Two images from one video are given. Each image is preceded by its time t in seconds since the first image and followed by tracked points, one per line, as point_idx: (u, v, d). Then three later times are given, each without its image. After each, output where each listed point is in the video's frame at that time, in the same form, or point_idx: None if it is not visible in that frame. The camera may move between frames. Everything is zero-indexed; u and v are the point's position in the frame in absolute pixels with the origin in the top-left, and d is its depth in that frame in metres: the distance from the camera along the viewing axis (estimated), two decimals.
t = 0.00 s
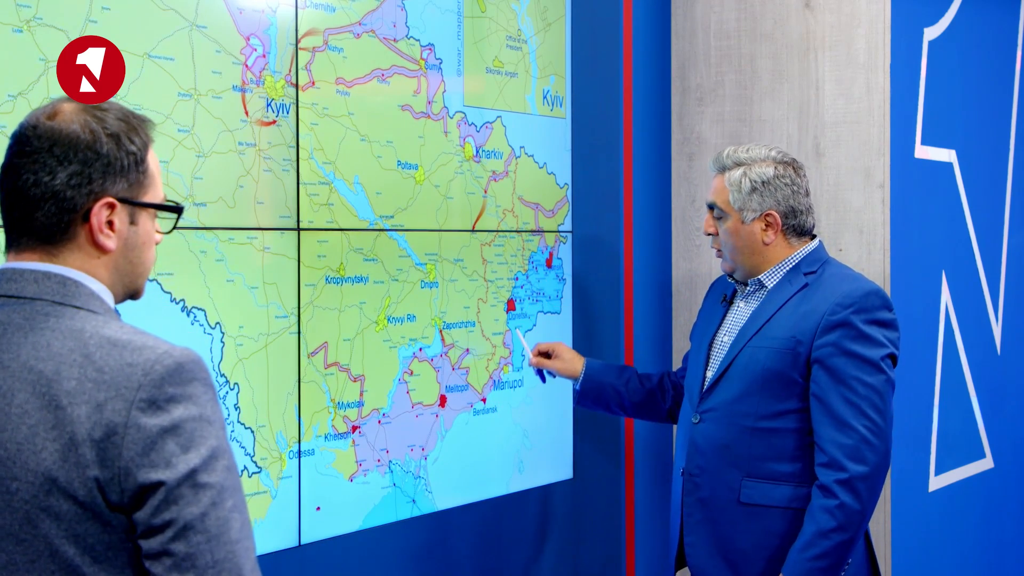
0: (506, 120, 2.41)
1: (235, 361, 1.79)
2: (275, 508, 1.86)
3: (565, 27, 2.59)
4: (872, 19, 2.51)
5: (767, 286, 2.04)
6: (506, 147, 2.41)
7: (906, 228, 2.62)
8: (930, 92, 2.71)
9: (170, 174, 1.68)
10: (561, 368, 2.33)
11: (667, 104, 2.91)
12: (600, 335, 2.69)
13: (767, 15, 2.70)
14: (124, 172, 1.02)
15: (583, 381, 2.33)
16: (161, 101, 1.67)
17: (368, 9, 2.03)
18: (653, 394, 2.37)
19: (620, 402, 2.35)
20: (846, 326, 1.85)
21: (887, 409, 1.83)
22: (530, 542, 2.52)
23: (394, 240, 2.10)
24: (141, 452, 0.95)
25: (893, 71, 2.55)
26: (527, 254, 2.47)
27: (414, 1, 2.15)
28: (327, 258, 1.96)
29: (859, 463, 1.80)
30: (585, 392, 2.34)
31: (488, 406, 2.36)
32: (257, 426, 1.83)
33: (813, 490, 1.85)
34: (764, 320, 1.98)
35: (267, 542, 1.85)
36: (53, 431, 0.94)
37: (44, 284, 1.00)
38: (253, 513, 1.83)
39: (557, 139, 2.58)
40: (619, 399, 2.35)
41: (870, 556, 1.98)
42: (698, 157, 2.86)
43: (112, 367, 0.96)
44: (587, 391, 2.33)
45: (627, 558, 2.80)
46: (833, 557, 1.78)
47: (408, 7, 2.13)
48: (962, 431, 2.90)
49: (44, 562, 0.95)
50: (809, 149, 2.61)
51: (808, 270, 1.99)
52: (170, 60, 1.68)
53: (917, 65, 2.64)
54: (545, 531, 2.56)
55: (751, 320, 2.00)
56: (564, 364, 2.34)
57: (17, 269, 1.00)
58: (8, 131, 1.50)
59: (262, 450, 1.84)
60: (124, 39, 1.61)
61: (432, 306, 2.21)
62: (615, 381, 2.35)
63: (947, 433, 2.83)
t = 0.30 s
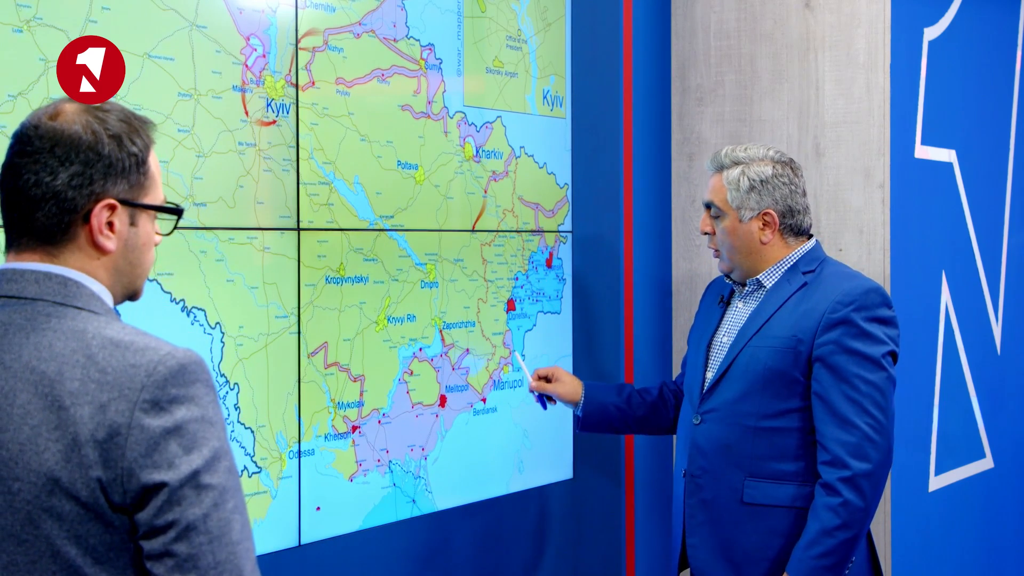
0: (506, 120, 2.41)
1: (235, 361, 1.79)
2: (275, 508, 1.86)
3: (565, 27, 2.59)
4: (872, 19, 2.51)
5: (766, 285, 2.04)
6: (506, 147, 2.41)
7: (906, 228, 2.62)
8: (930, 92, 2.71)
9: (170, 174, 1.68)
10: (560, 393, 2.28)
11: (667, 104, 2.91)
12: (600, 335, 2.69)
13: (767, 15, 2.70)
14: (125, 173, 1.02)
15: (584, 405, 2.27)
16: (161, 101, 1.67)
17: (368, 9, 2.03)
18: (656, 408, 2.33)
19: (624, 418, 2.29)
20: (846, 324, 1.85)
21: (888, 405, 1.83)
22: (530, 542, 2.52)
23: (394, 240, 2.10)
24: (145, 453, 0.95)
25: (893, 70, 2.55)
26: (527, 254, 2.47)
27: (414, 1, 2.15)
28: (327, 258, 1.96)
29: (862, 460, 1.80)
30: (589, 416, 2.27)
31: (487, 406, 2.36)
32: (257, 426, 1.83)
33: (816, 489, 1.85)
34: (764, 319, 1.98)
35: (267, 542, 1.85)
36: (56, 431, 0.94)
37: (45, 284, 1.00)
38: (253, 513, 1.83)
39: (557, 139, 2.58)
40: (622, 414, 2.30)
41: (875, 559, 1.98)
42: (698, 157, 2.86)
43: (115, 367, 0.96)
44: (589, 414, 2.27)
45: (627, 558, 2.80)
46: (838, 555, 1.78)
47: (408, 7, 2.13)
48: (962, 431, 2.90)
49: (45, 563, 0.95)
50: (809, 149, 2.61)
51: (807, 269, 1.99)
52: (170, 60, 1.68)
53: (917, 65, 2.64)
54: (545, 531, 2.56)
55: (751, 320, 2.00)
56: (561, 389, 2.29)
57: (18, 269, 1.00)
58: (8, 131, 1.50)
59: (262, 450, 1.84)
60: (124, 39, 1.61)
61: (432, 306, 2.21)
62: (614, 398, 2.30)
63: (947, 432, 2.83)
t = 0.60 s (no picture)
0: (506, 120, 2.41)
1: (235, 361, 1.79)
2: (275, 508, 1.86)
3: (565, 27, 2.59)
4: (872, 19, 2.51)
5: (766, 285, 2.04)
6: (506, 147, 2.41)
7: (906, 228, 2.61)
8: (930, 91, 2.71)
9: (170, 174, 1.68)
10: (562, 399, 2.27)
11: (667, 104, 2.91)
12: (600, 334, 2.69)
13: (767, 15, 2.70)
14: (122, 173, 1.02)
15: (585, 414, 2.27)
16: (161, 101, 1.67)
17: (368, 9, 2.03)
18: (655, 413, 2.33)
19: (625, 424, 2.29)
20: (847, 323, 1.85)
21: (889, 405, 1.83)
22: (530, 543, 2.52)
23: (394, 240, 2.10)
24: (144, 453, 0.95)
25: (894, 70, 2.55)
26: (527, 254, 2.48)
27: (414, 1, 2.15)
28: (327, 258, 1.96)
29: (863, 459, 1.80)
30: (590, 424, 2.26)
31: (487, 406, 2.36)
32: (257, 426, 1.83)
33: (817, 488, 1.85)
34: (764, 319, 1.97)
35: (267, 542, 1.85)
36: (55, 431, 0.94)
37: (43, 284, 1.00)
38: (253, 513, 1.83)
39: (557, 139, 2.58)
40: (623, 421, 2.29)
41: (875, 561, 1.98)
42: (698, 157, 2.86)
43: (114, 367, 0.96)
44: (591, 421, 2.26)
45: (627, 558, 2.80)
46: (839, 554, 1.78)
47: (408, 7, 2.13)
48: (962, 431, 2.90)
49: (44, 562, 0.95)
50: (809, 149, 2.61)
51: (807, 269, 1.99)
52: (170, 60, 1.68)
53: (917, 65, 2.64)
54: (545, 531, 2.56)
55: (752, 320, 2.00)
56: (564, 395, 2.28)
57: (15, 270, 1.00)
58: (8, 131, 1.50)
59: (262, 450, 1.84)
60: (124, 39, 1.61)
61: (432, 306, 2.21)
62: (614, 404, 2.30)
63: (947, 433, 2.83)
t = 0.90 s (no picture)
0: (506, 120, 2.41)
1: (235, 361, 1.79)
2: (275, 508, 1.86)
3: (565, 27, 2.59)
4: (872, 19, 2.51)
5: (766, 285, 2.04)
6: (507, 147, 2.41)
7: (906, 228, 2.61)
8: (930, 91, 2.71)
9: (170, 174, 1.68)
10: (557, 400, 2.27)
11: (667, 104, 2.91)
12: (600, 335, 2.69)
13: (767, 15, 2.70)
14: (118, 172, 1.02)
15: (579, 414, 2.27)
16: (161, 101, 1.67)
17: (368, 9, 2.03)
18: (651, 413, 2.32)
19: (621, 424, 2.29)
20: (849, 323, 1.85)
21: (891, 405, 1.83)
22: (530, 543, 2.52)
23: (394, 240, 2.10)
24: (144, 452, 0.95)
25: (894, 70, 2.55)
26: (527, 254, 2.48)
27: (414, 1, 2.15)
28: (327, 258, 1.96)
29: (865, 459, 1.80)
30: (586, 423, 2.27)
31: (487, 406, 2.36)
32: (257, 426, 1.83)
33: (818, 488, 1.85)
34: (765, 319, 1.97)
35: (267, 542, 1.85)
36: (55, 431, 0.94)
37: (41, 284, 1.00)
38: (253, 513, 1.83)
39: (557, 139, 2.58)
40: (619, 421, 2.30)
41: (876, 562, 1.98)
42: (698, 157, 2.86)
43: (113, 367, 0.96)
44: (587, 421, 2.27)
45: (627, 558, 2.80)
46: (841, 554, 1.78)
47: (408, 7, 2.13)
48: (962, 431, 2.90)
49: (44, 563, 0.95)
50: (809, 149, 2.61)
51: (808, 269, 1.99)
52: (170, 60, 1.68)
53: (917, 65, 2.64)
54: (545, 532, 2.56)
55: (753, 320, 2.00)
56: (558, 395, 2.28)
57: (14, 270, 1.00)
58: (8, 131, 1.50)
59: (262, 450, 1.84)
60: (123, 39, 1.61)
61: (432, 306, 2.21)
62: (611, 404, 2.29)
63: (947, 433, 2.83)
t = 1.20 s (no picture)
0: (506, 120, 2.41)
1: (235, 361, 1.79)
2: (275, 508, 1.86)
3: (565, 27, 2.59)
4: (872, 19, 2.51)
5: (766, 285, 2.04)
6: (506, 147, 2.41)
7: (906, 228, 2.61)
8: (930, 91, 2.71)
9: (170, 174, 1.68)
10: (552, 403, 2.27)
11: (667, 104, 2.91)
12: (600, 335, 2.69)
13: (767, 15, 2.70)
14: (119, 172, 1.02)
15: (574, 418, 2.27)
16: (161, 101, 1.66)
17: (368, 9, 2.03)
18: (646, 414, 2.32)
19: (617, 427, 2.29)
20: (851, 323, 1.85)
21: (893, 404, 1.84)
22: (530, 543, 2.52)
23: (394, 240, 2.10)
24: (144, 452, 0.95)
25: (894, 70, 2.55)
26: (527, 254, 2.47)
27: (414, 1, 2.15)
28: (327, 258, 1.96)
29: (867, 458, 1.80)
30: (582, 427, 2.27)
31: (488, 406, 2.36)
32: (257, 426, 1.83)
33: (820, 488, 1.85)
34: (766, 319, 1.97)
35: (267, 542, 1.85)
36: (56, 431, 0.94)
37: (42, 284, 1.00)
38: (253, 513, 1.82)
39: (557, 139, 2.58)
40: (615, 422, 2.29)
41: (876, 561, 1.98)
42: (698, 157, 2.86)
43: (114, 367, 0.96)
44: (582, 425, 2.27)
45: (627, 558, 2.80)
46: (844, 554, 1.78)
47: (408, 7, 2.13)
48: (961, 431, 2.90)
49: (45, 563, 0.95)
50: (809, 149, 2.61)
51: (808, 269, 1.99)
52: (170, 60, 1.68)
53: (917, 65, 2.64)
54: (545, 532, 2.56)
55: (754, 320, 2.00)
56: (552, 399, 2.28)
57: (15, 270, 1.00)
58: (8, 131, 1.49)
59: (262, 450, 1.84)
60: (124, 39, 1.61)
61: (432, 306, 2.21)
62: (605, 407, 2.29)
63: (947, 432, 2.83)
